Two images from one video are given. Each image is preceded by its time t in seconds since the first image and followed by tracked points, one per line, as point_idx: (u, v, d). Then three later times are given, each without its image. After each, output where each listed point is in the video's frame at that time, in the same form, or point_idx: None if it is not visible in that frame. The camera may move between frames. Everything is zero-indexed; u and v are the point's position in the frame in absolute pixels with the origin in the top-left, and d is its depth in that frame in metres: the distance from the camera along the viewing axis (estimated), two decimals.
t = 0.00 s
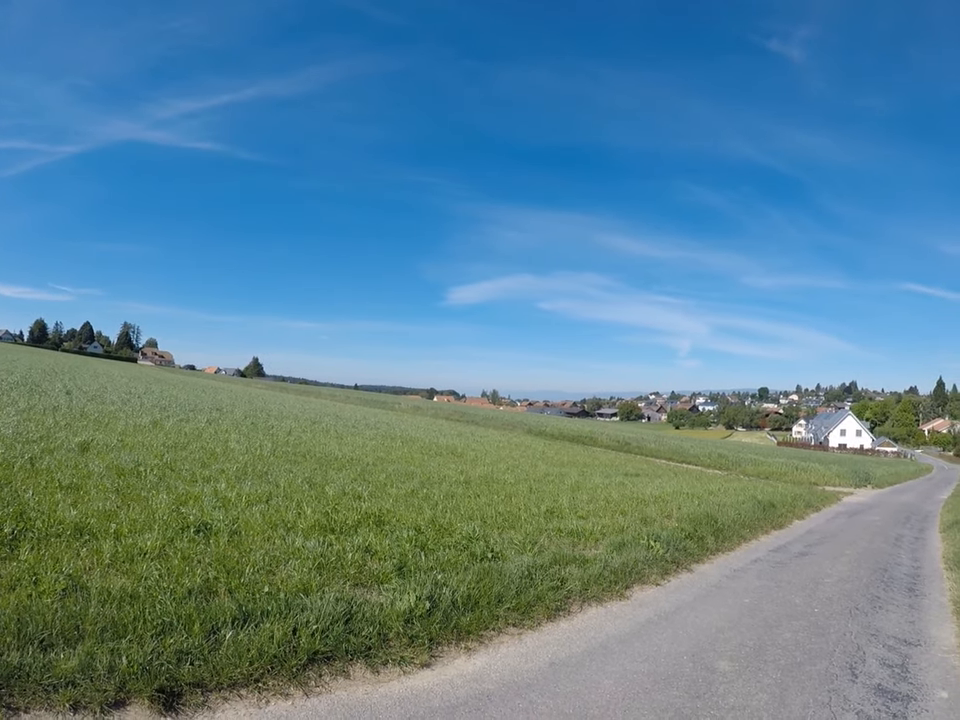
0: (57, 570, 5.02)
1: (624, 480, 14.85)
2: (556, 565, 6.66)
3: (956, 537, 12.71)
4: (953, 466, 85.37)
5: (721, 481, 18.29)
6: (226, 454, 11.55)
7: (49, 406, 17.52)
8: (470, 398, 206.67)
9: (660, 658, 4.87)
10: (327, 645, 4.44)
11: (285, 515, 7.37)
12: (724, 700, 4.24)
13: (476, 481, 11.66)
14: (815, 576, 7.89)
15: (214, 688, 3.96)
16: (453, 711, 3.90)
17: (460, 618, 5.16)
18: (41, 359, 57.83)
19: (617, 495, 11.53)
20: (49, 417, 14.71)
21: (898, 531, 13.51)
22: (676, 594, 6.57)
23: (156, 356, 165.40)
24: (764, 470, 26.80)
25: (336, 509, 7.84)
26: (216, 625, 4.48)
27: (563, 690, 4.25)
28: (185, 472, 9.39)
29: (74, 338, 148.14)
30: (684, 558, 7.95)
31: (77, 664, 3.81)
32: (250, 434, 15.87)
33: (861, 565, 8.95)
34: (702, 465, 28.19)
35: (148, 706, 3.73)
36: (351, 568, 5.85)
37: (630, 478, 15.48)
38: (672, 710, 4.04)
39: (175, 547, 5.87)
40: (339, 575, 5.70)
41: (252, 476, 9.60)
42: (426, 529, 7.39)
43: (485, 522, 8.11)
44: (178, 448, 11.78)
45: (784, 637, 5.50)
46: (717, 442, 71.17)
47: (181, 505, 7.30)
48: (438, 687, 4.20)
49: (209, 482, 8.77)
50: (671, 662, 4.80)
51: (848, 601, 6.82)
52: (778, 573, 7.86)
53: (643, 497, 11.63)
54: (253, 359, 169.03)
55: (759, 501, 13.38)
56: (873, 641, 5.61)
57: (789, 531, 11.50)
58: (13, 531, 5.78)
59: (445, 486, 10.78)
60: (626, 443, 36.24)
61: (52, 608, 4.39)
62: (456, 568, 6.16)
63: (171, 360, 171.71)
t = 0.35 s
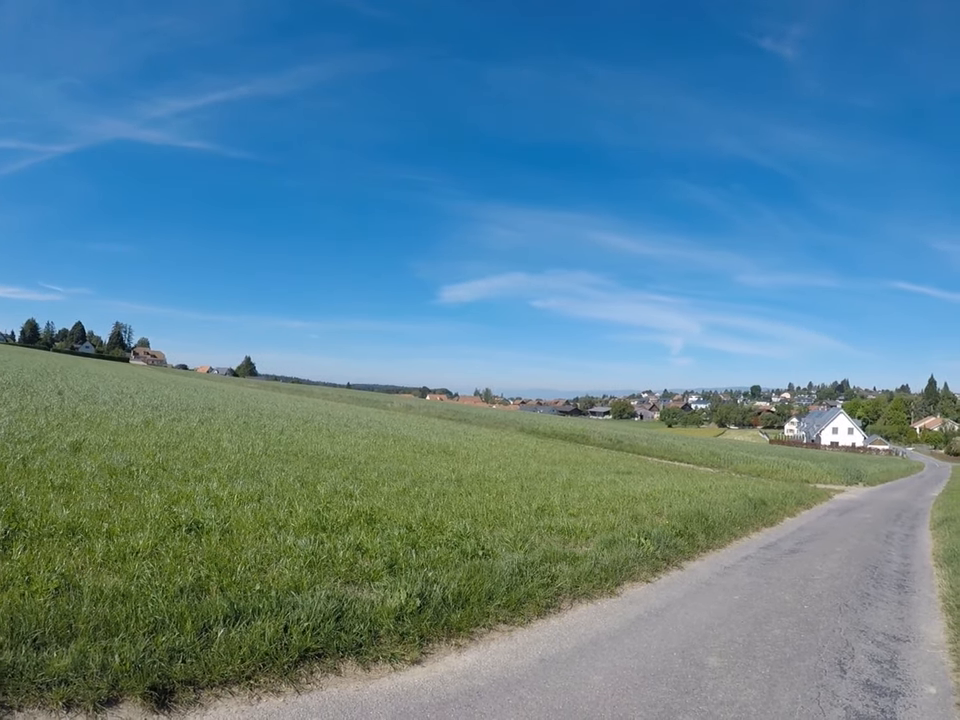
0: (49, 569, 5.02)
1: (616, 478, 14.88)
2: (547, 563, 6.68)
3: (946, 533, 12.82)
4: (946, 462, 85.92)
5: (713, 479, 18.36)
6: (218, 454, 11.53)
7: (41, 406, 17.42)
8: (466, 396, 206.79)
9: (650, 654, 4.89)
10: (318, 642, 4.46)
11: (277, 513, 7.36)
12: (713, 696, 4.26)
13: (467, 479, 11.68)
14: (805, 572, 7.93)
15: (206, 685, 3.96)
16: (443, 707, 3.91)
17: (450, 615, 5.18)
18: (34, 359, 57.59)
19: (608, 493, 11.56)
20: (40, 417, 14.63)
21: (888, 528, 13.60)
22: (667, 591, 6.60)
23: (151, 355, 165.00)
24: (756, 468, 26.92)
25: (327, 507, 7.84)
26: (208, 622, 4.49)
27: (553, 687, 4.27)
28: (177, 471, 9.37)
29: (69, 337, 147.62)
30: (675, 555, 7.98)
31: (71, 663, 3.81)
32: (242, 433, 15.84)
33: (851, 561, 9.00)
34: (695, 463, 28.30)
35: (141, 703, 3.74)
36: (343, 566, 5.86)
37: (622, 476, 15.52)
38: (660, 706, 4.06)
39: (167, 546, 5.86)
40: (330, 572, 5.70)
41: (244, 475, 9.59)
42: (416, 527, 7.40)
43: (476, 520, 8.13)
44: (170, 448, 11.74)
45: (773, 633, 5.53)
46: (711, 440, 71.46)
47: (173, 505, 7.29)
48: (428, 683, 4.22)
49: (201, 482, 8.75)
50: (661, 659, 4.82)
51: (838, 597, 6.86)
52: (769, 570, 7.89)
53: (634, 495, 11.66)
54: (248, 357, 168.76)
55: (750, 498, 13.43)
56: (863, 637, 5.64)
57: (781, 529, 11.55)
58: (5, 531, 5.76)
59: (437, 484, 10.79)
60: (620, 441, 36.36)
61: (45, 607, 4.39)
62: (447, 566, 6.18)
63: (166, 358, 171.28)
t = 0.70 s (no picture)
0: (41, 569, 5.00)
1: (608, 476, 14.91)
2: (538, 561, 6.69)
3: (936, 530, 12.91)
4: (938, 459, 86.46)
5: (705, 477, 18.41)
6: (210, 453, 11.49)
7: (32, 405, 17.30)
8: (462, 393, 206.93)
9: (641, 652, 4.90)
10: (310, 640, 4.46)
11: (269, 512, 7.35)
12: (704, 692, 4.28)
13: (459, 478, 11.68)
14: (797, 569, 7.96)
15: (198, 684, 3.95)
16: (434, 706, 3.91)
17: (442, 614, 5.18)
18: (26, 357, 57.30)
19: (600, 491, 11.58)
20: (32, 416, 14.54)
21: (880, 525, 13.69)
22: (658, 589, 6.61)
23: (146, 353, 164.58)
24: (748, 466, 27.01)
25: (319, 506, 7.83)
26: (200, 621, 4.48)
27: (544, 684, 4.27)
28: (169, 471, 9.34)
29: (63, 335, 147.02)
30: (667, 553, 7.99)
31: (63, 662, 3.80)
32: (235, 432, 15.79)
33: (842, 558, 9.04)
34: (688, 461, 28.41)
35: (133, 702, 3.72)
36: (334, 565, 5.85)
37: (614, 474, 15.53)
38: (651, 703, 4.08)
39: (159, 545, 5.84)
40: (321, 571, 5.69)
41: (236, 474, 9.56)
42: (408, 526, 7.40)
43: (467, 518, 8.13)
44: (161, 448, 11.67)
45: (764, 629, 5.54)
46: (704, 438, 71.74)
47: (165, 504, 7.26)
48: (420, 682, 4.23)
49: (193, 481, 8.73)
50: (652, 656, 4.83)
51: (830, 594, 6.89)
52: (760, 567, 7.92)
53: (626, 493, 11.69)
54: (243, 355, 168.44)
55: (742, 496, 13.49)
56: (854, 633, 5.67)
57: (773, 526, 11.59)
58: None
59: (429, 482, 10.79)
60: (612, 439, 36.50)
61: (36, 607, 4.37)
62: (439, 564, 6.18)
63: (161, 356, 170.78)
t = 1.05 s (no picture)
0: (30, 569, 4.96)
1: (599, 473, 14.93)
2: (528, 558, 6.70)
3: (924, 527, 13.04)
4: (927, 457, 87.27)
5: (695, 474, 18.46)
6: (200, 451, 11.43)
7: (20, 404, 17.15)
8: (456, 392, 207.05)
9: (631, 648, 4.92)
10: (299, 638, 4.45)
11: (258, 510, 7.33)
12: (694, 688, 4.30)
13: (449, 475, 11.68)
14: (787, 566, 8.00)
15: (188, 683, 3.94)
16: (424, 702, 3.91)
17: (431, 611, 5.18)
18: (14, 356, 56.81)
19: (590, 489, 11.60)
20: (20, 415, 14.42)
21: (869, 522, 13.80)
22: (648, 586, 6.63)
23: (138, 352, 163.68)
24: (738, 463, 27.13)
25: (309, 504, 7.82)
26: (189, 620, 4.46)
27: (533, 681, 4.28)
28: (158, 469, 9.29)
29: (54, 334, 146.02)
30: (657, 550, 8.01)
31: (52, 662, 3.78)
32: (225, 430, 15.73)
33: (831, 555, 9.09)
34: (678, 459, 28.51)
35: (123, 702, 3.70)
36: (324, 562, 5.84)
37: (604, 472, 15.56)
38: (641, 700, 4.09)
39: (148, 544, 5.81)
40: (311, 569, 5.68)
41: (225, 472, 9.53)
42: (398, 523, 7.40)
43: (457, 516, 8.13)
44: (151, 446, 11.57)
45: (753, 626, 5.57)
46: (696, 436, 72.15)
47: (154, 502, 7.23)
48: (410, 679, 4.23)
49: (182, 479, 8.69)
50: (642, 652, 4.85)
51: (819, 591, 6.93)
52: (750, 564, 7.96)
53: (616, 490, 11.72)
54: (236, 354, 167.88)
55: (733, 493, 13.54)
56: (843, 630, 5.70)
57: (763, 524, 11.66)
58: None
59: (419, 480, 10.78)
60: (603, 437, 36.59)
61: (25, 607, 4.34)
62: (428, 561, 6.18)
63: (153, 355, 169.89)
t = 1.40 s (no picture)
0: (14, 568, 4.92)
1: (587, 471, 14.96)
2: (516, 556, 6.70)
3: (911, 524, 13.15)
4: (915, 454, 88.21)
5: (683, 472, 18.55)
6: (188, 449, 11.38)
7: (6, 402, 16.99)
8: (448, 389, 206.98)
9: (619, 645, 4.93)
10: (286, 637, 4.43)
11: (245, 508, 7.30)
12: (681, 685, 4.32)
13: (437, 473, 11.68)
14: (774, 563, 8.05)
15: (174, 682, 3.92)
16: (411, 700, 3.91)
17: (418, 609, 5.18)
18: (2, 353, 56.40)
19: (579, 487, 11.62)
20: (7, 413, 14.30)
21: (857, 519, 13.91)
22: (636, 583, 6.65)
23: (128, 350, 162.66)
24: (727, 461, 27.27)
25: (296, 502, 7.79)
26: (175, 618, 4.44)
27: (520, 679, 4.28)
28: (145, 467, 9.23)
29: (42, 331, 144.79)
30: (645, 547, 8.04)
31: (37, 661, 3.75)
32: (213, 428, 15.66)
33: (819, 552, 9.15)
34: (668, 456, 28.63)
35: (108, 701, 3.68)
36: (311, 561, 5.83)
37: (592, 469, 15.63)
38: (628, 697, 4.10)
39: (134, 543, 5.77)
40: (298, 567, 5.66)
41: (213, 470, 9.49)
42: (385, 521, 7.38)
43: (445, 514, 8.12)
44: (139, 444, 11.51)
45: (741, 622, 5.60)
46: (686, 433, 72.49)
47: (141, 501, 7.19)
48: (396, 677, 4.22)
49: (170, 477, 8.64)
50: (630, 649, 4.86)
51: (806, 587, 6.98)
52: (738, 561, 8.00)
53: (605, 488, 11.74)
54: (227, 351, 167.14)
55: (721, 491, 13.62)
56: (830, 626, 5.74)
57: (751, 521, 11.73)
58: None
59: (408, 478, 10.76)
60: (593, 434, 36.70)
61: (9, 606, 4.31)
62: (416, 559, 6.17)
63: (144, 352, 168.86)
